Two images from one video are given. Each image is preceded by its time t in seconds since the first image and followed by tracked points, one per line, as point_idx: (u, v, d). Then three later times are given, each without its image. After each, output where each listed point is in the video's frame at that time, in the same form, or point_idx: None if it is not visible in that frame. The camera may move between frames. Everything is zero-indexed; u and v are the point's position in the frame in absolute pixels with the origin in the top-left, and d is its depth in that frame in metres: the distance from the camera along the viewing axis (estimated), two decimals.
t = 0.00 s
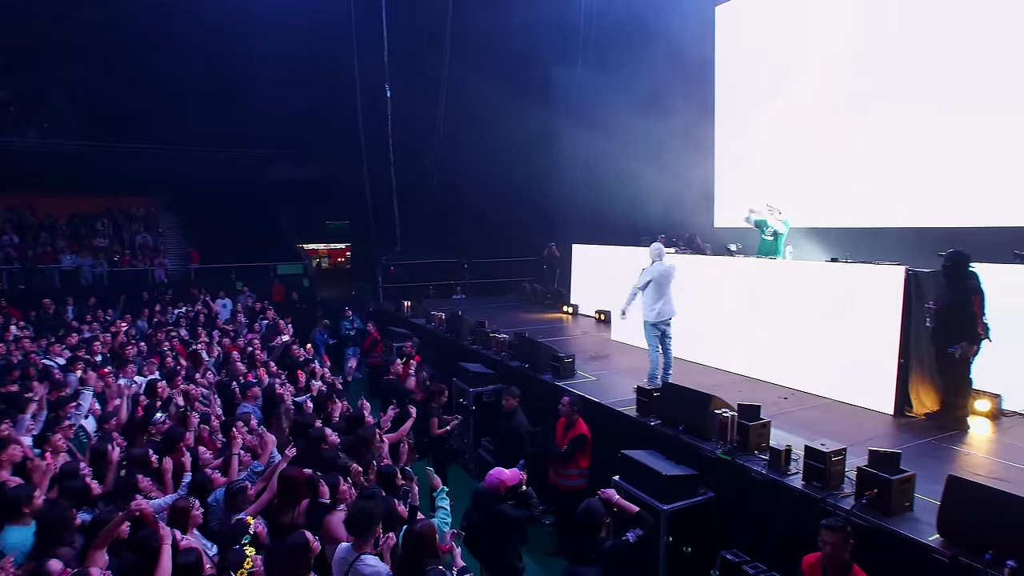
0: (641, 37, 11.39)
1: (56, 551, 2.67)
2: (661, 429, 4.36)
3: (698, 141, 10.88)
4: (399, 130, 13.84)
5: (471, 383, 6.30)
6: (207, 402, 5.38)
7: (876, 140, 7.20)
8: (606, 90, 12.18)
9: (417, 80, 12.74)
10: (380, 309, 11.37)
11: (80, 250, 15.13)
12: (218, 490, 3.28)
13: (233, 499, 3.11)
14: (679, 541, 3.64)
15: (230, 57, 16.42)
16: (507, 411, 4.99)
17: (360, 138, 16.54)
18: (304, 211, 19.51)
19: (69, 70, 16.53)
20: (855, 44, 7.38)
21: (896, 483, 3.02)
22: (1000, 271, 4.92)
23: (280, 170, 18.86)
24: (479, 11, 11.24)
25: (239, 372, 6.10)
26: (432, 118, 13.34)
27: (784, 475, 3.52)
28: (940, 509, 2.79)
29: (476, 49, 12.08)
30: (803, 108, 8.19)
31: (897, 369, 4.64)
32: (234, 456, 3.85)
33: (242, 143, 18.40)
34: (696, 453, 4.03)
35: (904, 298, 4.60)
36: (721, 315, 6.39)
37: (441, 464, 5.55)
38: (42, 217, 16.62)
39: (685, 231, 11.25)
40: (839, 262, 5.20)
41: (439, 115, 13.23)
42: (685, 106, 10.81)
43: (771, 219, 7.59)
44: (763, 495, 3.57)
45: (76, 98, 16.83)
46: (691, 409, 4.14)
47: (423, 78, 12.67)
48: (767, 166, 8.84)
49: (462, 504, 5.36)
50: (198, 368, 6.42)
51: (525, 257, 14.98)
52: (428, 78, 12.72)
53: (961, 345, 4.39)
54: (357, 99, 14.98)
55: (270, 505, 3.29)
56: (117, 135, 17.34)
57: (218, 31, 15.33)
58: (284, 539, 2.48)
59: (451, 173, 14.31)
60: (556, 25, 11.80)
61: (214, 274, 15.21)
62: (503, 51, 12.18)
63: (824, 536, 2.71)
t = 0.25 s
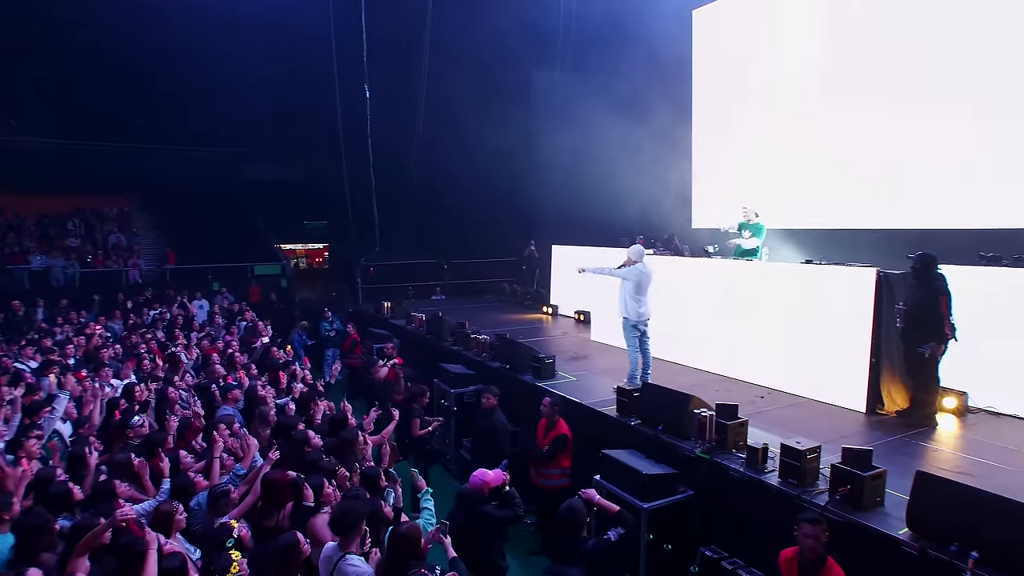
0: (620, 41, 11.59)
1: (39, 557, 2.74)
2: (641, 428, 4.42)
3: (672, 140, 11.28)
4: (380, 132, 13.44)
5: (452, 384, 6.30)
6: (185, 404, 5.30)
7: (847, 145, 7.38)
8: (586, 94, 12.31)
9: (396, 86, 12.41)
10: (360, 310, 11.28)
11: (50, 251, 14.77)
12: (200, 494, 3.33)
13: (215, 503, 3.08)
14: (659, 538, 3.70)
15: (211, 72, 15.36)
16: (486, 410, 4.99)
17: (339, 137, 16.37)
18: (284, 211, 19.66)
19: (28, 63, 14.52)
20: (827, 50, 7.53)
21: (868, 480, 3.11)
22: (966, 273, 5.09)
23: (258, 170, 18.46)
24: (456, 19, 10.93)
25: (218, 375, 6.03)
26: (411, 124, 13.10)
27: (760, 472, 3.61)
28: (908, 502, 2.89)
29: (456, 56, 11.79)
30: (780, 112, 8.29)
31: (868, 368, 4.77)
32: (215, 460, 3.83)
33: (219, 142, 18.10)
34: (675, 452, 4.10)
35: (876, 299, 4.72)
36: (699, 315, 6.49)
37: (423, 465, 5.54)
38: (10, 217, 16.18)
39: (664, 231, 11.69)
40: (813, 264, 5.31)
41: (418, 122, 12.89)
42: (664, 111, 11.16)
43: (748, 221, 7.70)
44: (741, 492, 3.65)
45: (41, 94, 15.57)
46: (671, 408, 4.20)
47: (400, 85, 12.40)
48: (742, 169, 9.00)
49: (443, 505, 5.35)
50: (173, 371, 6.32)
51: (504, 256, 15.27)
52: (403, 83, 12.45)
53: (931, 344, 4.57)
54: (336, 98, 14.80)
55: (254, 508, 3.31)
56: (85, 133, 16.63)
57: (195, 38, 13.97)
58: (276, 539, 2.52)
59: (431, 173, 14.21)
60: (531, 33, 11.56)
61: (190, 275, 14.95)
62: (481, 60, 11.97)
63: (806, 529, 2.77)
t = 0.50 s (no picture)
0: (608, 41, 11.56)
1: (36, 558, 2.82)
2: (630, 429, 4.47)
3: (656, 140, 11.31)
4: (368, 130, 13.32)
5: (442, 385, 6.32)
6: (175, 406, 5.29)
7: (830, 147, 7.52)
8: (574, 94, 12.30)
9: (385, 87, 12.48)
10: (349, 311, 11.23)
11: (33, 251, 14.56)
12: (194, 496, 3.38)
13: (209, 505, 3.09)
14: (649, 537, 3.74)
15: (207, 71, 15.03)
16: (476, 411, 5.01)
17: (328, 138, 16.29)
18: (271, 212, 19.50)
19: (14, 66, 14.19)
20: (810, 54, 7.69)
21: (852, 478, 3.18)
22: (947, 275, 5.18)
23: (252, 170, 18.71)
24: (446, 17, 10.97)
25: (208, 376, 6.03)
26: (400, 124, 13.15)
27: (747, 471, 3.67)
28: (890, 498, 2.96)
29: (445, 54, 11.86)
30: (765, 114, 8.41)
31: (852, 368, 4.85)
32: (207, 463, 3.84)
33: (205, 142, 17.95)
34: (664, 452, 4.15)
35: (859, 300, 4.81)
36: (686, 316, 6.55)
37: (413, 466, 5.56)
38: None
39: (652, 233, 11.58)
40: (798, 266, 5.39)
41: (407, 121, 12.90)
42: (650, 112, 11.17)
43: (735, 223, 7.78)
44: (729, 491, 3.71)
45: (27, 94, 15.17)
46: (659, 408, 4.26)
47: (388, 85, 12.44)
48: (729, 171, 9.10)
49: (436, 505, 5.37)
50: (162, 374, 6.29)
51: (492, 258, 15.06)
52: (391, 82, 12.42)
53: (913, 345, 4.67)
54: (325, 99, 14.75)
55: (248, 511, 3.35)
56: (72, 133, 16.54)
57: (195, 38, 13.70)
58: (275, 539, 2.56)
59: (419, 175, 14.21)
60: (519, 34, 11.59)
61: (176, 276, 14.83)
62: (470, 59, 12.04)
63: (794, 527, 2.83)
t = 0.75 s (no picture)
0: (604, 36, 11.36)
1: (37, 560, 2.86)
2: (627, 429, 4.51)
3: (663, 142, 10.80)
4: (368, 110, 13.64)
5: (440, 386, 6.34)
6: (174, 409, 5.29)
7: (825, 148, 7.57)
8: (570, 93, 12.26)
9: (384, 78, 13.07)
10: (345, 312, 11.23)
11: (28, 252, 14.49)
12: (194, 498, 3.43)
13: (213, 505, 3.17)
14: (646, 537, 3.79)
15: (192, 56, 15.22)
16: (474, 412, 5.03)
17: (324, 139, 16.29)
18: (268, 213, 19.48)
19: None
20: (802, 55, 7.81)
21: (845, 478, 3.23)
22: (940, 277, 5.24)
23: (243, 170, 17.95)
24: None
25: (207, 377, 6.05)
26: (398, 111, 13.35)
27: (743, 472, 3.71)
28: (883, 498, 3.01)
29: (445, 35, 12.43)
30: (759, 114, 8.50)
31: (846, 369, 4.90)
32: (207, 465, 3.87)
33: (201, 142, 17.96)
34: (661, 452, 4.19)
35: (852, 302, 4.86)
36: (682, 317, 6.59)
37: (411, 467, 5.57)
38: None
39: (649, 235, 11.26)
40: (793, 268, 5.44)
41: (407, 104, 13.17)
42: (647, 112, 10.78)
43: (729, 225, 7.83)
44: (725, 491, 3.75)
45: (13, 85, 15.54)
46: (655, 409, 4.30)
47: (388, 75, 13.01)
48: (724, 172, 9.13)
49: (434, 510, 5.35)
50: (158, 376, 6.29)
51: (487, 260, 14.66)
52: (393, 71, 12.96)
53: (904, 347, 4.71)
54: (321, 98, 14.76)
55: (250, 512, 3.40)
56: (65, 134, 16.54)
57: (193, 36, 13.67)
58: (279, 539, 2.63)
59: (415, 174, 14.22)
60: (522, 20, 12.02)
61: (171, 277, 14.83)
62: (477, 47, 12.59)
63: (789, 528, 2.88)
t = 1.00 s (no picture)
0: (607, 37, 11.40)
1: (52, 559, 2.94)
2: (633, 431, 4.54)
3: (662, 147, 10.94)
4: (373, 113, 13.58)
5: (446, 387, 6.38)
6: (183, 409, 5.35)
7: (828, 151, 7.59)
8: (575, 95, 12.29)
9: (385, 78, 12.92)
10: (350, 313, 11.31)
11: (36, 252, 14.60)
12: (206, 498, 3.49)
13: (224, 506, 3.21)
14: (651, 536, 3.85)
15: (192, 54, 15.53)
16: (481, 413, 5.06)
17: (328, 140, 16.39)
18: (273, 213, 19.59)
19: None
20: (802, 58, 7.87)
21: (849, 480, 3.26)
22: (945, 280, 5.24)
23: (243, 169, 17.91)
24: None
25: (216, 378, 6.13)
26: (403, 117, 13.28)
27: (747, 473, 3.74)
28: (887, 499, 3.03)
29: (449, 42, 12.30)
30: (761, 116, 8.54)
31: (850, 372, 4.93)
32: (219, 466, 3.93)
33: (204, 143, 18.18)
34: (666, 454, 4.22)
35: (856, 305, 4.88)
36: (687, 319, 6.61)
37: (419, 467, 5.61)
38: None
39: (654, 237, 11.31)
40: (798, 270, 5.46)
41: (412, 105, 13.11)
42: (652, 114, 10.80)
43: (734, 228, 7.86)
44: (729, 492, 3.79)
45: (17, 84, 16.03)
46: (660, 410, 4.34)
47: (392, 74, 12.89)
48: (728, 173, 9.14)
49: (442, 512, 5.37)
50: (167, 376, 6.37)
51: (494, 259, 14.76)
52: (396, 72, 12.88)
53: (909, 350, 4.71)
54: (327, 99, 14.86)
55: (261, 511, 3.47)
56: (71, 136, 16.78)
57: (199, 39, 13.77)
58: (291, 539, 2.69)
59: (420, 176, 14.26)
60: (525, 21, 12.02)
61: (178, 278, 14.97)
62: (480, 50, 12.57)
63: (793, 530, 2.91)
